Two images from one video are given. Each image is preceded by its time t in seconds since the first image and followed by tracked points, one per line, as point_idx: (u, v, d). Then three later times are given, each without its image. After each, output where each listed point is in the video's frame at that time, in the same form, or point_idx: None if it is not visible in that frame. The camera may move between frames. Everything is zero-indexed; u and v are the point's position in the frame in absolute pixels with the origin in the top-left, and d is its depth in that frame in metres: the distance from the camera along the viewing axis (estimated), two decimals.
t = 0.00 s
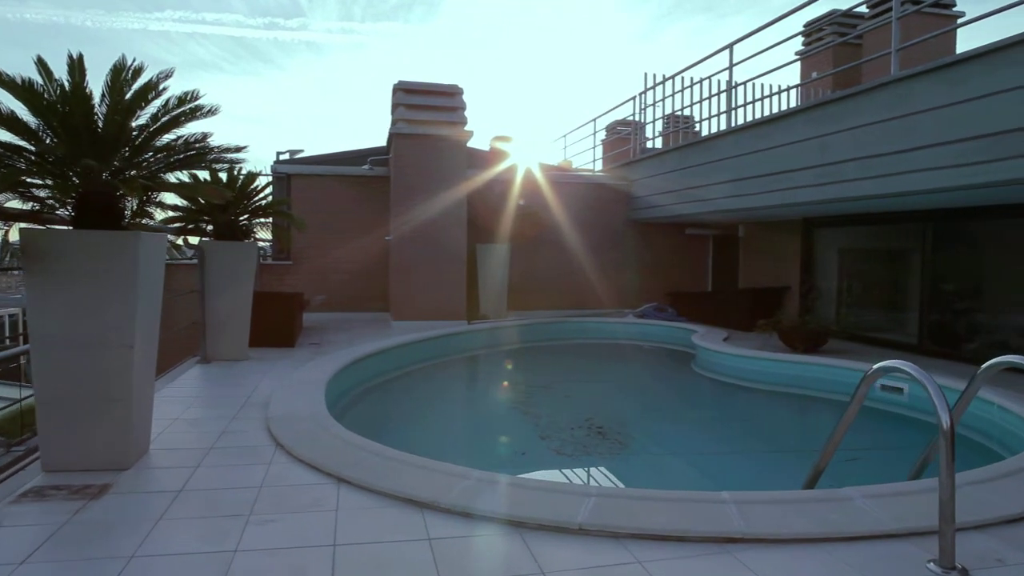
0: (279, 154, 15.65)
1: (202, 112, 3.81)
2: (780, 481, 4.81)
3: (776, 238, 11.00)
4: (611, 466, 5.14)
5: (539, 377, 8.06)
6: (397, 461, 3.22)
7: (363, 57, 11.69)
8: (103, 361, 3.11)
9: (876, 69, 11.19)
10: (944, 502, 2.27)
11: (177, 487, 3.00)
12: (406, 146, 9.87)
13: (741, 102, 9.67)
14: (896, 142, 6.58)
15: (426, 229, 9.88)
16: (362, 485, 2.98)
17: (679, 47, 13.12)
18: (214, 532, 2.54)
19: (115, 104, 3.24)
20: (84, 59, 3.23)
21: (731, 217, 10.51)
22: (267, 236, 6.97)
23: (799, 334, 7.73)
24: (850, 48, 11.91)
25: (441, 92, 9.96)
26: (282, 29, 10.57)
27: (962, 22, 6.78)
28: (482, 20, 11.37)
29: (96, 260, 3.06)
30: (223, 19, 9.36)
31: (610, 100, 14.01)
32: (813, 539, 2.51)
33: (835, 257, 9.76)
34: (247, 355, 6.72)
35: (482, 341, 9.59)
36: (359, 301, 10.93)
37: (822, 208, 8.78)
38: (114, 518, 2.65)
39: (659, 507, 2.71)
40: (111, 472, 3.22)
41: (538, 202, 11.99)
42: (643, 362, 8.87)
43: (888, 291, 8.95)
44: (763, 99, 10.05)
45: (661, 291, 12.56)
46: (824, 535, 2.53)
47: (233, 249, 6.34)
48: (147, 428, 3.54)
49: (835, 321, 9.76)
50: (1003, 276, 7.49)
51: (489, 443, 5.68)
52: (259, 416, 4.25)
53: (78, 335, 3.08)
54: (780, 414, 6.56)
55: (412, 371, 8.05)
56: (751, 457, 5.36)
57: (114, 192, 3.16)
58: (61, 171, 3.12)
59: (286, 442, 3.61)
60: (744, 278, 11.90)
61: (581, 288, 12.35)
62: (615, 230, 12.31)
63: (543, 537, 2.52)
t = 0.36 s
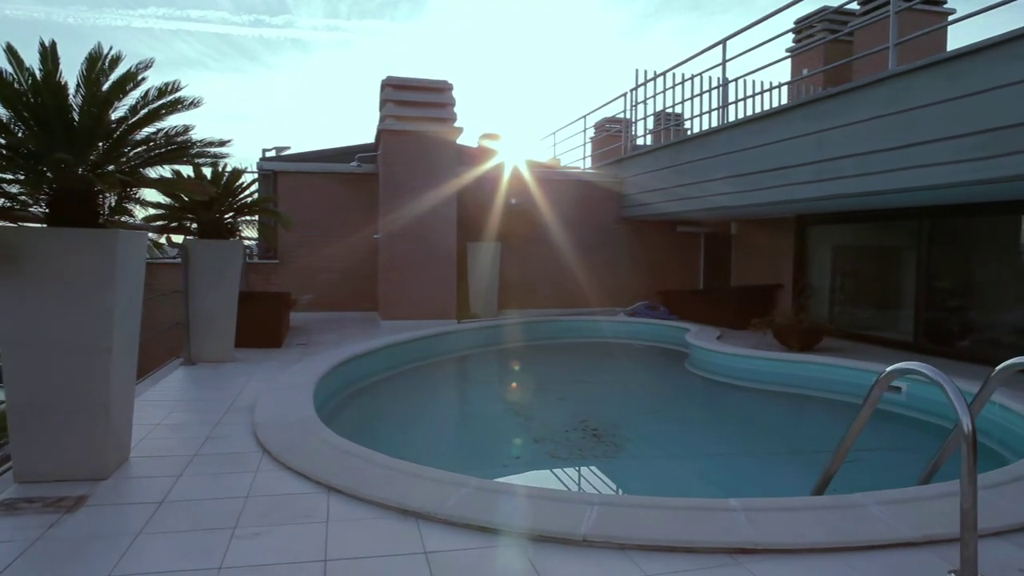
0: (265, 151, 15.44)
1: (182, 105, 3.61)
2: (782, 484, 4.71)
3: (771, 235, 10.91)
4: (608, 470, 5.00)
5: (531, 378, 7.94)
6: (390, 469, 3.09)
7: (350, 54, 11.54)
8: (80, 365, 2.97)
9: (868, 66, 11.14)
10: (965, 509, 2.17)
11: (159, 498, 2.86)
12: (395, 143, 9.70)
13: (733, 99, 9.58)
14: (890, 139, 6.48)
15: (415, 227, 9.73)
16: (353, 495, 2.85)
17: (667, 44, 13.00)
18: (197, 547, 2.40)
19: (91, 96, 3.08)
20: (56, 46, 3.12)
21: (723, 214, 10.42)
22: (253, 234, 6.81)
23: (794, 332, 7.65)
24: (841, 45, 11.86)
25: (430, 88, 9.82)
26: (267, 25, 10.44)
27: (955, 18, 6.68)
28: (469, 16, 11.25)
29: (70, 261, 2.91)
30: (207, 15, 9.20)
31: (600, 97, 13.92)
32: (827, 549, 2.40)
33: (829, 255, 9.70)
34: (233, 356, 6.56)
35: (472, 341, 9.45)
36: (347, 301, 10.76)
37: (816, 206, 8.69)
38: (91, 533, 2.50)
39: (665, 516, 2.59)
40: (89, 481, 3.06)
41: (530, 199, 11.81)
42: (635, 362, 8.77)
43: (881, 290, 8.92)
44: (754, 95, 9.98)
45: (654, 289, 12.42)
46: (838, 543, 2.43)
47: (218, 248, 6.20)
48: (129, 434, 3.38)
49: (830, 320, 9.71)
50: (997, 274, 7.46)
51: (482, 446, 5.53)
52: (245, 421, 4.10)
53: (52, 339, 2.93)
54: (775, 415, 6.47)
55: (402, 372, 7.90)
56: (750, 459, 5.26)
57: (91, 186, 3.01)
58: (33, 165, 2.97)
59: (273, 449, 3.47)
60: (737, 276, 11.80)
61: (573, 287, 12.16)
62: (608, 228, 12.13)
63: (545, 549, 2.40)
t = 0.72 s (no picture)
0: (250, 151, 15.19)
1: (164, 98, 3.49)
2: (783, 490, 4.60)
3: (762, 235, 10.84)
4: (607, 477, 4.81)
5: (522, 380, 7.81)
6: (383, 480, 2.95)
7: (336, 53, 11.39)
8: (55, 372, 2.82)
9: (858, 66, 11.12)
10: (991, 522, 2.06)
11: (140, 512, 2.71)
12: (384, 142, 9.55)
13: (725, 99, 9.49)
14: (887, 139, 6.33)
15: (403, 227, 9.58)
16: (345, 508, 2.72)
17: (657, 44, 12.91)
18: (180, 567, 2.26)
19: (67, 87, 2.95)
20: (29, 33, 2.96)
21: (715, 215, 10.31)
22: (238, 235, 6.64)
23: (789, 334, 7.57)
24: (831, 45, 11.83)
25: (419, 86, 9.71)
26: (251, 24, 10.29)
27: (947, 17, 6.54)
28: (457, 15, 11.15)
29: (44, 263, 2.76)
30: (191, 14, 9.04)
31: (589, 97, 13.84)
32: (844, 564, 2.29)
33: (822, 256, 9.66)
34: (219, 360, 6.40)
35: (461, 344, 9.32)
36: (334, 303, 10.58)
37: (810, 206, 8.60)
38: (65, 551, 2.35)
39: (673, 531, 2.48)
40: (66, 495, 2.91)
41: (520, 199, 11.66)
42: (627, 364, 8.66)
43: (873, 290, 8.91)
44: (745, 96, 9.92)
45: (645, 290, 12.29)
46: (855, 558, 2.32)
47: (203, 249, 6.04)
48: (108, 444, 3.23)
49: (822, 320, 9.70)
50: (988, 273, 7.50)
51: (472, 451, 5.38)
52: (231, 428, 3.95)
53: (27, 347, 2.78)
54: (772, 418, 6.38)
55: (391, 375, 7.75)
56: (748, 463, 5.16)
57: (69, 184, 2.87)
58: (5, 161, 2.81)
59: (260, 458, 3.33)
60: (730, 277, 11.69)
61: (565, 287, 11.97)
62: (599, 228, 12.00)
63: (549, 566, 2.28)
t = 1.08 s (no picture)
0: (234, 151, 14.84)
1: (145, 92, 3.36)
2: (782, 496, 4.50)
3: (753, 237, 10.79)
4: (603, 485, 4.68)
5: (511, 383, 7.69)
6: (375, 492, 2.82)
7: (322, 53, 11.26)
8: (27, 380, 2.67)
9: (846, 68, 11.12)
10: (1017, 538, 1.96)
11: (119, 528, 2.56)
12: (372, 141, 9.40)
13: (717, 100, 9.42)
14: (884, 140, 6.24)
15: (391, 228, 9.43)
16: (336, 522, 2.59)
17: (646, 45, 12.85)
18: None
19: (39, 78, 2.86)
20: None
21: (705, 216, 10.25)
22: (222, 235, 6.46)
23: (782, 336, 7.49)
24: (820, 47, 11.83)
25: (406, 85, 9.60)
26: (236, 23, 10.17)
27: (939, 17, 6.50)
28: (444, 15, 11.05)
29: (15, 265, 2.61)
30: (175, 12, 8.91)
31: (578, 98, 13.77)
32: None
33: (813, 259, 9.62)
34: (202, 364, 6.23)
35: (449, 346, 9.18)
36: (321, 304, 10.41)
37: (801, 207, 8.53)
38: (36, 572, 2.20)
39: (682, 546, 2.36)
40: (39, 509, 2.76)
41: (509, 200, 11.53)
42: (619, 367, 8.56)
43: (864, 292, 8.91)
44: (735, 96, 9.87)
45: (635, 292, 12.17)
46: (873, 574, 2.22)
47: (186, 249, 5.87)
48: (84, 455, 3.07)
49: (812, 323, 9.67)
50: (976, 275, 7.59)
51: (464, 458, 5.23)
52: (215, 436, 3.80)
53: None
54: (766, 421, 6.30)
55: (379, 379, 7.60)
56: (745, 468, 5.07)
57: (44, 181, 2.73)
58: None
59: (246, 468, 3.18)
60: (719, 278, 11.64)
61: (553, 288, 11.84)
62: (589, 229, 11.89)
63: None
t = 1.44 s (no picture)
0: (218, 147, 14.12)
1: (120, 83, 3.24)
2: (779, 499, 4.41)
3: (741, 236, 10.76)
4: (595, 488, 4.56)
5: (498, 384, 7.57)
6: (364, 503, 2.70)
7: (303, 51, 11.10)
8: None
9: (832, 68, 11.14)
10: None
11: (92, 544, 2.42)
12: (357, 139, 9.24)
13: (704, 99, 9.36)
14: (876, 139, 6.16)
15: (376, 227, 9.28)
16: (324, 536, 2.46)
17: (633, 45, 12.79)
18: None
19: (6, 66, 2.73)
20: None
21: (692, 215, 10.18)
22: (203, 234, 6.27)
23: (772, 336, 7.43)
24: (807, 47, 11.85)
25: (391, 82, 9.45)
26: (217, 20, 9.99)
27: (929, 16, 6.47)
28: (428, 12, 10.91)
29: None
30: (154, 8, 8.72)
31: (563, 97, 13.69)
32: None
33: (802, 259, 9.60)
34: (183, 367, 6.06)
35: (434, 348, 9.05)
36: (304, 305, 10.23)
37: (791, 206, 8.48)
38: None
39: (689, 559, 2.26)
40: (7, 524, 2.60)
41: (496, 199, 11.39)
42: (607, 368, 8.47)
43: (853, 291, 8.91)
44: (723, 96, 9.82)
45: (622, 292, 12.10)
46: None
47: (165, 249, 5.71)
48: (56, 466, 2.92)
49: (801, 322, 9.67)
50: (960, 275, 7.63)
51: (452, 462, 5.10)
52: (196, 443, 3.66)
53: None
54: (758, 423, 6.22)
55: (363, 382, 7.44)
56: (739, 471, 4.98)
57: (10, 176, 2.57)
58: None
59: (228, 478, 3.04)
60: (707, 278, 11.60)
61: (540, 288, 11.72)
62: (576, 228, 11.80)
63: None
